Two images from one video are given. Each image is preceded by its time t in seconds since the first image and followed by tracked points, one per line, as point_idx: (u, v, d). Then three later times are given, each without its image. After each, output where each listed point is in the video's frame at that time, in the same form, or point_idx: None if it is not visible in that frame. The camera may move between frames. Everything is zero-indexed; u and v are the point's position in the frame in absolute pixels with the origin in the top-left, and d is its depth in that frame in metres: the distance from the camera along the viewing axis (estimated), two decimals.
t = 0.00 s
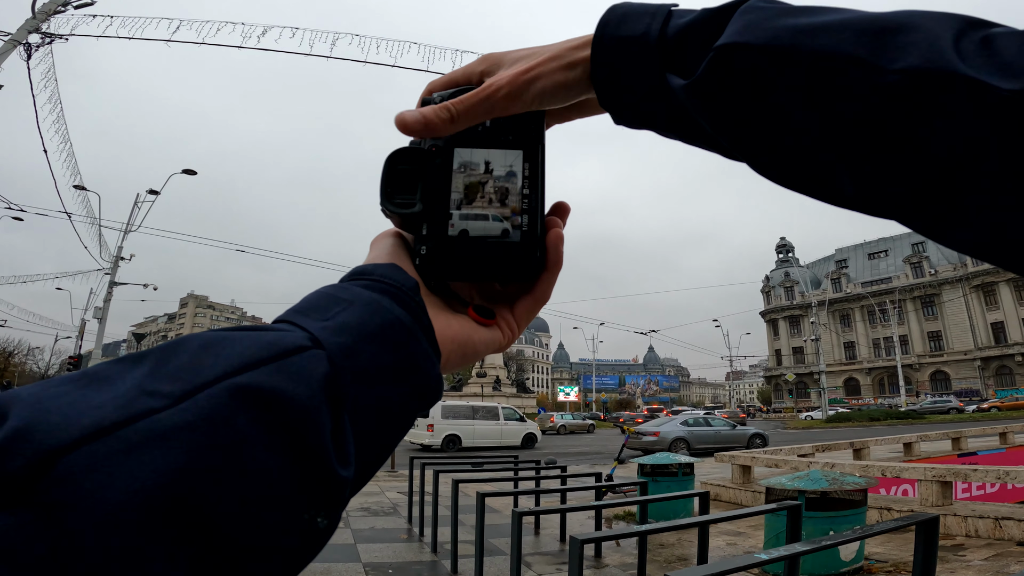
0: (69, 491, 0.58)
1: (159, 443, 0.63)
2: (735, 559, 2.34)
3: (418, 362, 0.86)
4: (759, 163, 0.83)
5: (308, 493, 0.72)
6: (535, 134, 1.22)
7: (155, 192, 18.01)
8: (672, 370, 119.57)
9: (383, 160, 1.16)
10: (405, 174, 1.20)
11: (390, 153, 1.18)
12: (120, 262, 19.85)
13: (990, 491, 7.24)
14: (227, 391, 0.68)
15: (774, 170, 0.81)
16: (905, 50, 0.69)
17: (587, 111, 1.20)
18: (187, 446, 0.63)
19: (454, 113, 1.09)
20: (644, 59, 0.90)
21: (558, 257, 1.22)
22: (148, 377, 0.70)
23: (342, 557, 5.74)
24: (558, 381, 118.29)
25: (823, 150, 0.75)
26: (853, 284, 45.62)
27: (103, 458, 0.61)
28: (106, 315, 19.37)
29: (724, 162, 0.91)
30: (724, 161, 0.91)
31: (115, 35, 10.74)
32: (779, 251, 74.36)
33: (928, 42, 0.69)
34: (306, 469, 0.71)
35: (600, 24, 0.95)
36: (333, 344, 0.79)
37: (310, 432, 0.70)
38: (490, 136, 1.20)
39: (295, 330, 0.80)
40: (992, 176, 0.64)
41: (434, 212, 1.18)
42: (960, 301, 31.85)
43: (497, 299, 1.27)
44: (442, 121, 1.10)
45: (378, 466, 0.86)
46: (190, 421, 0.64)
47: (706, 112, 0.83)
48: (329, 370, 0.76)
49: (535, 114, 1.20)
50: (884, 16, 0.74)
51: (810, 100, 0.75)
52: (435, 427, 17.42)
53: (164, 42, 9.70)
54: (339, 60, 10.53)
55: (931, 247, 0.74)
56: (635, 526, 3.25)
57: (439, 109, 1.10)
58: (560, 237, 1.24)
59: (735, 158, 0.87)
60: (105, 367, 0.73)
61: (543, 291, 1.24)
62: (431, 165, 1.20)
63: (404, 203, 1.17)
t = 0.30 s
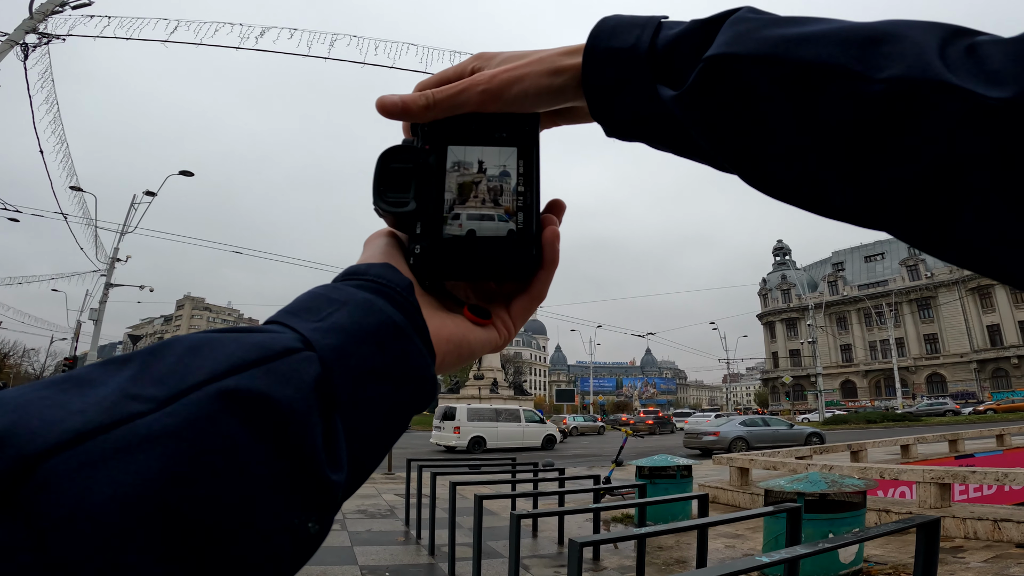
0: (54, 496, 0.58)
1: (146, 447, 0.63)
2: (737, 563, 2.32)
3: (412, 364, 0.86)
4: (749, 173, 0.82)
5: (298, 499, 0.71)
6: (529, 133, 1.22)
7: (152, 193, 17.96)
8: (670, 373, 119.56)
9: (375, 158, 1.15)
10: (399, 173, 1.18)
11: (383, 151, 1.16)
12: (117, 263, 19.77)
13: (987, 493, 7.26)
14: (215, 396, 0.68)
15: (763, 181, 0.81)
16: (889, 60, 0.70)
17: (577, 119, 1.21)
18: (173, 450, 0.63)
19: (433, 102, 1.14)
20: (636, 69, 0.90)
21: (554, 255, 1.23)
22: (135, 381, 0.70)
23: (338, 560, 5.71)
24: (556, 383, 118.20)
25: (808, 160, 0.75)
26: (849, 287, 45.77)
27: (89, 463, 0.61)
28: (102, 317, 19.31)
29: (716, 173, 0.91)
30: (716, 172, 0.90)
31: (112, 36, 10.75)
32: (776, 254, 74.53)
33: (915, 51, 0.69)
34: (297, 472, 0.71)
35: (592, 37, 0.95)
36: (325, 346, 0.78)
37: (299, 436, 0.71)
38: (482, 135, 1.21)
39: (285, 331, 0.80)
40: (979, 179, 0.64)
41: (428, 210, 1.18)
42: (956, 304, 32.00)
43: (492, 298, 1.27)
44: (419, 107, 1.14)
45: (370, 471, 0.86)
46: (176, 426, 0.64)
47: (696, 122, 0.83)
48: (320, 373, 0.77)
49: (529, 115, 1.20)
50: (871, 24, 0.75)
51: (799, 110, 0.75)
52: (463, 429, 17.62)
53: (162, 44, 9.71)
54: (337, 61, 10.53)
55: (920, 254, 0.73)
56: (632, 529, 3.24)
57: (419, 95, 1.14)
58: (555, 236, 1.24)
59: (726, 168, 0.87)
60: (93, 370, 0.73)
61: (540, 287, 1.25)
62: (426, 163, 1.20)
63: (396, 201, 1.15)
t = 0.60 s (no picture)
0: (34, 495, 0.57)
1: (128, 448, 0.62)
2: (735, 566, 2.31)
3: (403, 364, 0.86)
4: (747, 173, 0.83)
5: (286, 501, 0.71)
6: (518, 132, 1.21)
7: (146, 196, 17.90)
8: (666, 376, 119.53)
9: (364, 158, 1.17)
10: (388, 172, 1.20)
11: (372, 150, 1.18)
12: (111, 265, 19.64)
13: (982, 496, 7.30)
14: (198, 395, 0.67)
15: (762, 180, 0.82)
16: (896, 62, 0.70)
17: (571, 115, 1.19)
18: (153, 451, 0.63)
19: (429, 102, 1.13)
20: (637, 68, 0.91)
21: (545, 254, 1.22)
22: (117, 380, 0.70)
23: (334, 563, 5.68)
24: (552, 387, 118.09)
25: (810, 161, 0.76)
26: (844, 291, 46.02)
27: (67, 464, 0.60)
28: (96, 319, 19.20)
29: (716, 173, 0.91)
30: (716, 173, 0.91)
31: (108, 37, 10.74)
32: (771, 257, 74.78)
33: (922, 55, 0.69)
34: (284, 473, 0.71)
35: (595, 30, 0.96)
36: (313, 346, 0.78)
37: (287, 438, 0.70)
38: (474, 133, 1.21)
39: (273, 331, 0.80)
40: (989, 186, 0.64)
41: (418, 210, 1.18)
42: (950, 307, 32.20)
43: (484, 298, 1.26)
44: (416, 109, 1.14)
45: (363, 471, 0.86)
46: (158, 427, 0.64)
47: (696, 122, 0.83)
48: (308, 374, 0.76)
49: (518, 113, 1.20)
50: (875, 27, 0.75)
51: (800, 108, 0.75)
52: (488, 433, 18.21)
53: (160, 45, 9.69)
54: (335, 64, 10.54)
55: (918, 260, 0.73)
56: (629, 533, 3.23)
57: (416, 97, 1.14)
58: (546, 234, 1.23)
59: (726, 169, 0.88)
60: (77, 370, 0.73)
61: (530, 287, 1.24)
62: (415, 162, 1.20)
63: (386, 200, 1.16)
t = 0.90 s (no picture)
0: (21, 506, 0.56)
1: (113, 464, 0.61)
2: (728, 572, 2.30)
3: (397, 377, 0.86)
4: (761, 162, 0.85)
5: (276, 512, 0.71)
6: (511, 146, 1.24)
7: (136, 200, 17.80)
8: (657, 383, 119.59)
9: (358, 170, 1.14)
10: (382, 185, 1.19)
11: (366, 163, 1.16)
12: (99, 270, 19.44)
13: (972, 501, 7.34)
14: (190, 408, 0.67)
15: (776, 173, 0.84)
16: (935, 55, 0.70)
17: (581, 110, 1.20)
18: (141, 464, 0.62)
19: (486, 154, 1.08)
20: (652, 51, 0.92)
21: (538, 268, 1.23)
22: (104, 395, 0.68)
23: (324, 570, 5.61)
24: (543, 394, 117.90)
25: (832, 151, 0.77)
26: (833, 298, 46.44)
27: (54, 475, 0.59)
28: (83, 324, 19.02)
29: (730, 161, 0.94)
30: (730, 161, 0.94)
31: (100, 41, 10.70)
32: (762, 265, 75.28)
33: (962, 45, 0.69)
34: (276, 487, 0.71)
35: (608, 9, 0.96)
36: (303, 360, 0.78)
37: (279, 451, 0.70)
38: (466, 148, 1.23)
39: (263, 344, 0.79)
40: (1011, 193, 0.64)
41: (412, 223, 1.18)
42: (937, 314, 32.58)
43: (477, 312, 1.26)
44: (479, 166, 1.10)
45: (350, 486, 0.85)
46: (148, 439, 0.63)
47: (712, 108, 0.85)
48: (299, 388, 0.76)
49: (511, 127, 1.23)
50: (911, 16, 0.75)
51: (821, 97, 0.76)
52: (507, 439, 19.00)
53: (153, 48, 9.66)
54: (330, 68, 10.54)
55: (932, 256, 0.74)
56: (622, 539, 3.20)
57: (468, 155, 1.09)
58: (538, 248, 1.26)
59: (739, 157, 0.90)
60: (63, 383, 0.71)
61: (523, 301, 1.24)
62: (409, 175, 1.21)
63: (380, 213, 1.15)
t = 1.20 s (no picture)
0: (8, 508, 0.56)
1: (104, 466, 0.61)
2: None
3: (388, 385, 0.86)
4: (747, 178, 0.86)
5: (264, 520, 0.70)
6: (506, 152, 1.24)
7: (124, 204, 17.66)
8: (647, 391, 119.69)
9: (354, 174, 1.15)
10: (377, 191, 1.19)
11: (362, 168, 1.18)
12: (85, 275, 19.20)
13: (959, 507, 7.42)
14: (180, 412, 0.66)
15: (762, 187, 0.85)
16: (911, 69, 0.71)
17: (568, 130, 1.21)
18: (131, 468, 0.61)
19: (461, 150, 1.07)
20: (641, 67, 0.93)
21: (531, 276, 1.24)
22: (93, 399, 0.68)
23: None
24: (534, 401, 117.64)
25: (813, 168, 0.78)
26: (821, 305, 46.87)
27: (41, 478, 0.58)
28: (67, 330, 18.72)
29: (716, 178, 0.94)
30: (716, 177, 0.94)
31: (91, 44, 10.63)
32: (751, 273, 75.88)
33: (934, 61, 0.70)
34: (268, 491, 0.70)
35: (597, 27, 0.98)
36: (296, 365, 0.77)
37: (270, 456, 0.69)
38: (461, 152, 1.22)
39: (256, 349, 0.78)
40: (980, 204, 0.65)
41: (404, 227, 1.17)
42: (923, 322, 32.99)
43: (468, 319, 1.26)
44: (452, 161, 1.08)
45: (343, 490, 0.85)
46: (137, 444, 0.62)
47: (696, 124, 0.86)
48: (291, 393, 0.75)
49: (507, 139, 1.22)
50: (889, 32, 0.76)
51: (803, 113, 0.77)
52: (525, 445, 19.64)
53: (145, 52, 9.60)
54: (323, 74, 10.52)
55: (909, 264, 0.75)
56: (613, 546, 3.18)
57: (443, 145, 1.07)
58: (531, 257, 1.25)
59: (725, 173, 0.91)
60: (52, 387, 0.70)
61: (516, 309, 1.25)
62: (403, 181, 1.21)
63: (373, 219, 1.16)
